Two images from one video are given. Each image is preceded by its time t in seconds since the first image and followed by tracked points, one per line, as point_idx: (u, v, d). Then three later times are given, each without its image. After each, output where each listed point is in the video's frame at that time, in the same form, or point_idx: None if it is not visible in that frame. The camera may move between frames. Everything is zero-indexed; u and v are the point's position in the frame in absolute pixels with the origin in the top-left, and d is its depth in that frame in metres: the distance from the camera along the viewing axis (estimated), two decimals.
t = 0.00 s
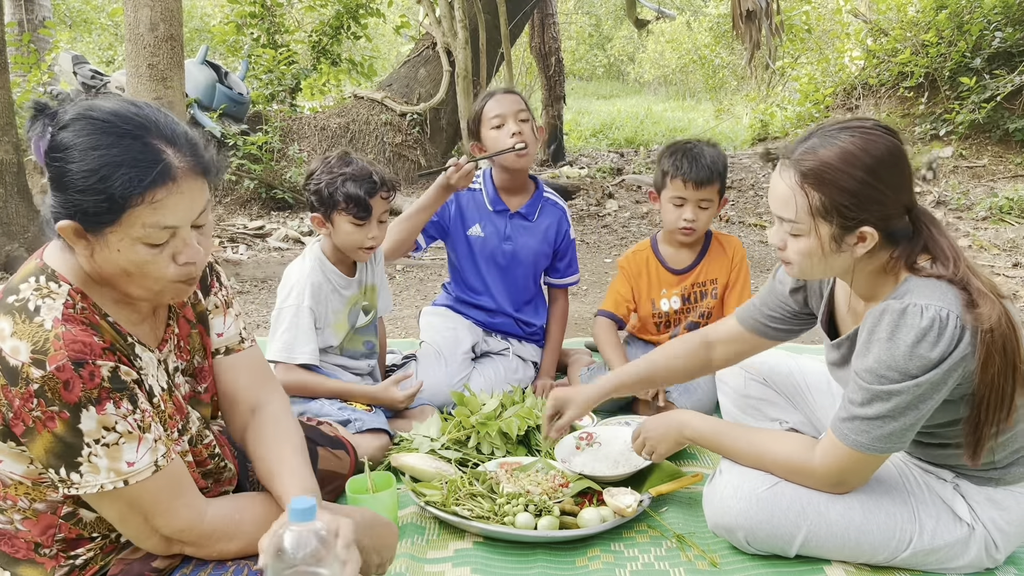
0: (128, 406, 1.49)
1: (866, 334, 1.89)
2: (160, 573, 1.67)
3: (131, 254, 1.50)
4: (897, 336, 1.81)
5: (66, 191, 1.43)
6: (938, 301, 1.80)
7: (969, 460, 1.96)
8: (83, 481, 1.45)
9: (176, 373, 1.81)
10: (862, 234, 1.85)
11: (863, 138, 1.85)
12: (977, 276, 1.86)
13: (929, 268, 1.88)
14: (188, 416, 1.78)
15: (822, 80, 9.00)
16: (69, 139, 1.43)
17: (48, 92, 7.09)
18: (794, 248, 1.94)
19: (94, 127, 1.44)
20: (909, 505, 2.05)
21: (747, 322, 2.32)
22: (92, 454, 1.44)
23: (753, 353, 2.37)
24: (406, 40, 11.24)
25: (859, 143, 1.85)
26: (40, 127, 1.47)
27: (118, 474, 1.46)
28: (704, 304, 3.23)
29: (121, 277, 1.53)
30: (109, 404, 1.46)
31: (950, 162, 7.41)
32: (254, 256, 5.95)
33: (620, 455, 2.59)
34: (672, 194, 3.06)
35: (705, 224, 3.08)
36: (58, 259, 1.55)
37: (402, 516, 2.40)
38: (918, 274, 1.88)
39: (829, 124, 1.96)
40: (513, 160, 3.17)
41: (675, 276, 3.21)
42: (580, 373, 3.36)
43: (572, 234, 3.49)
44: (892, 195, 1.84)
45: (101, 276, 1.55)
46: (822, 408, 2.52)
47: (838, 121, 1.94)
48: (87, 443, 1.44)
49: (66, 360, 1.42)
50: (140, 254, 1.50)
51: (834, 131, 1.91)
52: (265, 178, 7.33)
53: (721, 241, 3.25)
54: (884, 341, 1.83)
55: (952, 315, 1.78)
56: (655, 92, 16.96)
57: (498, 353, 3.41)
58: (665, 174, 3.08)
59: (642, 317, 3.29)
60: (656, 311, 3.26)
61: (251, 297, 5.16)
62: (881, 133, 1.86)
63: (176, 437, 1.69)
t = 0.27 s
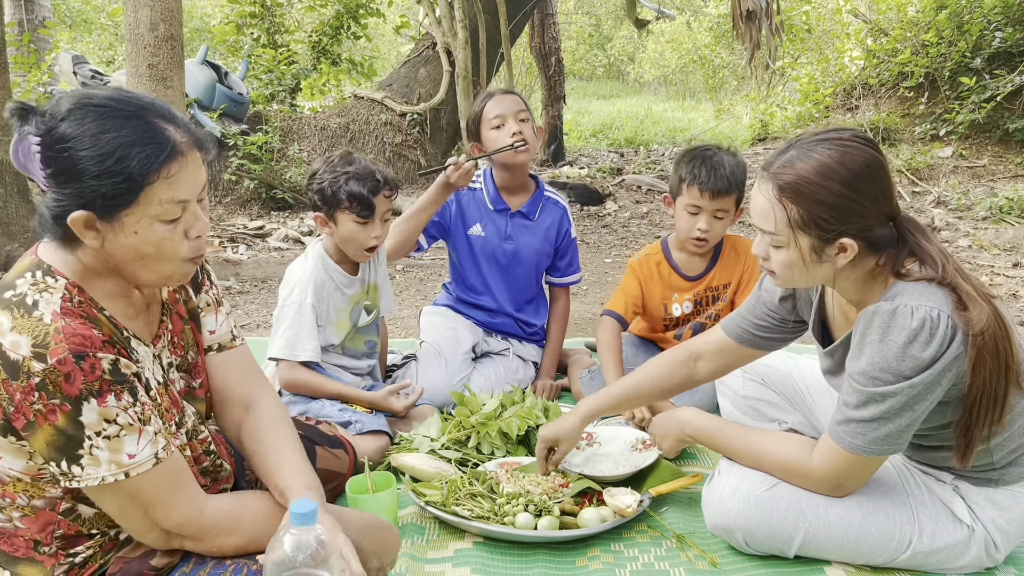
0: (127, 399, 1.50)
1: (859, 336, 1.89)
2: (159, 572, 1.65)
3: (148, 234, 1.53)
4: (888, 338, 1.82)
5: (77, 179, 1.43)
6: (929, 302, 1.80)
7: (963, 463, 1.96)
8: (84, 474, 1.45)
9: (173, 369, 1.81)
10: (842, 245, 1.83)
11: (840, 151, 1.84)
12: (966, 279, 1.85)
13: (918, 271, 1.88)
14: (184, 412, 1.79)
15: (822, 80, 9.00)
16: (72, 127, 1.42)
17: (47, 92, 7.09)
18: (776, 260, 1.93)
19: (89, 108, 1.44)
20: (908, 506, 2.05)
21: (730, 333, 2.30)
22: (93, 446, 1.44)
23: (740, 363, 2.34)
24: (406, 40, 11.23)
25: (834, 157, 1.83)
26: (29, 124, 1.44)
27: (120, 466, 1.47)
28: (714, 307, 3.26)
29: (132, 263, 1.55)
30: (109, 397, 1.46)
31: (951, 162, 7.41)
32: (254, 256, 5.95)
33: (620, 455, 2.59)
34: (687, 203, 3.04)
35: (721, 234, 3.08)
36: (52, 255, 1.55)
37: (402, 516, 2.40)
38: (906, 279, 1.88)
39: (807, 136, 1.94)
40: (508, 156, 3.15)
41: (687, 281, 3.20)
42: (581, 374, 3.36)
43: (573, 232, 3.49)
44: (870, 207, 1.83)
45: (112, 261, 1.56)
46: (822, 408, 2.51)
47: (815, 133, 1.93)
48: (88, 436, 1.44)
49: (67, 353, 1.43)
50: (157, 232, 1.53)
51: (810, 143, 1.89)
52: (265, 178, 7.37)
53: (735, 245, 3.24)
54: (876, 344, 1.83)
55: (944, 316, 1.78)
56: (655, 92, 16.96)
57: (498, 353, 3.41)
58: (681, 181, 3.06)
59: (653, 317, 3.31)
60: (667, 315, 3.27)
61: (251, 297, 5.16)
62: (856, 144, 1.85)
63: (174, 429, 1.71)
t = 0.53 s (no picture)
0: (130, 374, 1.54)
1: (859, 336, 1.89)
2: (155, 566, 1.64)
3: (165, 199, 1.64)
4: (888, 337, 1.82)
5: (97, 153, 1.52)
6: (929, 302, 1.80)
7: (962, 464, 1.97)
8: (86, 451, 1.47)
9: (171, 352, 1.85)
10: (841, 247, 1.83)
11: (840, 152, 1.83)
12: (965, 279, 1.85)
13: (918, 272, 1.88)
14: (183, 392, 1.81)
15: (822, 80, 9.00)
16: (82, 107, 1.51)
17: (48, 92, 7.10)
18: (776, 261, 1.93)
19: (94, 87, 1.54)
20: (908, 506, 2.05)
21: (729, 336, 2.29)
22: (97, 420, 1.47)
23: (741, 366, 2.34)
24: (406, 40, 11.23)
25: (835, 158, 1.83)
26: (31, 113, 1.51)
27: (121, 442, 1.49)
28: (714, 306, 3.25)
29: (148, 232, 1.65)
30: (116, 368, 1.50)
31: (950, 162, 7.41)
32: (254, 256, 5.95)
33: (619, 455, 2.59)
34: (676, 196, 3.04)
35: (713, 229, 3.06)
36: (53, 243, 1.60)
37: (402, 516, 2.40)
38: (905, 279, 1.88)
39: (805, 138, 1.94)
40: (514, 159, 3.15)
41: (685, 278, 3.20)
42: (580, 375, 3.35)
43: (574, 233, 3.49)
44: (870, 209, 1.83)
45: (127, 234, 1.64)
46: (822, 408, 2.51)
47: (814, 134, 1.92)
48: (93, 409, 1.46)
49: (82, 324, 1.47)
50: (172, 197, 1.65)
51: (809, 145, 1.89)
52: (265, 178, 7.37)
53: (734, 242, 3.23)
54: (876, 343, 1.83)
55: (944, 315, 1.78)
56: (655, 92, 16.95)
57: (499, 353, 3.41)
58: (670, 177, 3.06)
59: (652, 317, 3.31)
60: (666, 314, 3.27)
61: (251, 297, 5.15)
62: (856, 146, 1.84)
63: (174, 408, 1.74)
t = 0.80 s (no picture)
0: (154, 338, 1.60)
1: (856, 336, 1.90)
2: (154, 559, 1.64)
3: (183, 178, 1.72)
4: (885, 336, 1.82)
5: (125, 132, 1.61)
6: (925, 301, 1.81)
7: (959, 464, 1.97)
8: (107, 404, 1.52)
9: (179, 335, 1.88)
10: (838, 250, 1.85)
11: (836, 156, 1.84)
12: (961, 279, 1.86)
13: (914, 271, 1.88)
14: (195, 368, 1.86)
15: (822, 80, 9.01)
16: (107, 95, 1.63)
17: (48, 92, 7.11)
18: (773, 263, 1.93)
19: (116, 80, 1.66)
20: (907, 506, 2.05)
21: (723, 339, 2.30)
22: (121, 374, 1.52)
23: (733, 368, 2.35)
24: (406, 40, 11.23)
25: (829, 164, 1.83)
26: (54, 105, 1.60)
27: (139, 398, 1.53)
28: (695, 317, 3.26)
29: (166, 211, 1.71)
30: (143, 327, 1.57)
31: (950, 162, 7.41)
32: (254, 255, 5.95)
33: (620, 455, 2.59)
34: (645, 200, 3.05)
35: (681, 236, 3.02)
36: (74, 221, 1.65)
37: (402, 516, 2.40)
38: (902, 279, 1.88)
39: (804, 141, 1.94)
40: (511, 164, 3.21)
41: (661, 286, 3.21)
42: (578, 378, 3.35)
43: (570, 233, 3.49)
44: (867, 212, 1.83)
45: (147, 212, 1.70)
46: (822, 408, 2.51)
47: (811, 137, 1.93)
48: (119, 363, 1.52)
49: (116, 281, 1.54)
50: (189, 177, 1.74)
51: (807, 149, 1.89)
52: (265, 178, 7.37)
53: (711, 249, 3.22)
54: (874, 343, 1.84)
55: (940, 314, 1.78)
56: (655, 92, 16.94)
57: (498, 353, 3.41)
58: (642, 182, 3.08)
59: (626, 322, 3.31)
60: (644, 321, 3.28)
61: (251, 297, 5.16)
62: (854, 150, 1.85)
63: (189, 376, 1.80)
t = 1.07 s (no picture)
0: (142, 347, 1.58)
1: (857, 336, 1.89)
2: (151, 562, 1.62)
3: (177, 176, 1.70)
4: (886, 336, 1.82)
5: (115, 136, 1.59)
6: (925, 301, 1.80)
7: (956, 465, 1.97)
8: (94, 415, 1.50)
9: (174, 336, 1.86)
10: (838, 248, 1.84)
11: (838, 153, 1.84)
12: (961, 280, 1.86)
13: (914, 272, 1.88)
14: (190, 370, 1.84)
15: (822, 80, 9.01)
16: (95, 96, 1.59)
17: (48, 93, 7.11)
18: (773, 261, 1.93)
19: (104, 79, 1.63)
20: (908, 506, 2.05)
21: (724, 340, 2.30)
22: (108, 385, 1.50)
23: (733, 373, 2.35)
24: (406, 40, 11.22)
25: (830, 161, 1.83)
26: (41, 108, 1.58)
27: (127, 409, 1.52)
28: (674, 308, 3.18)
29: (161, 211, 1.70)
30: (129, 336, 1.54)
31: (950, 162, 7.42)
32: (254, 256, 5.95)
33: (620, 455, 2.59)
34: (616, 182, 3.10)
35: (649, 214, 3.05)
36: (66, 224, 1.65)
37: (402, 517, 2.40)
38: (902, 280, 1.88)
39: (806, 138, 1.93)
40: (501, 175, 3.22)
41: (641, 273, 3.21)
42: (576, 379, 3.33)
43: (566, 232, 3.49)
44: (868, 212, 1.83)
45: (141, 213, 1.69)
46: (822, 408, 2.50)
47: (813, 136, 1.92)
48: (105, 373, 1.50)
49: (102, 290, 1.53)
50: (184, 174, 1.72)
51: (808, 147, 1.89)
52: (265, 178, 7.37)
53: (691, 240, 3.18)
54: (874, 342, 1.83)
55: (940, 314, 1.78)
56: (655, 92, 16.93)
57: (499, 353, 3.41)
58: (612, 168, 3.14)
59: (618, 317, 3.32)
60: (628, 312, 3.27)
61: (251, 297, 5.16)
62: (855, 148, 1.84)
63: (183, 379, 1.78)
